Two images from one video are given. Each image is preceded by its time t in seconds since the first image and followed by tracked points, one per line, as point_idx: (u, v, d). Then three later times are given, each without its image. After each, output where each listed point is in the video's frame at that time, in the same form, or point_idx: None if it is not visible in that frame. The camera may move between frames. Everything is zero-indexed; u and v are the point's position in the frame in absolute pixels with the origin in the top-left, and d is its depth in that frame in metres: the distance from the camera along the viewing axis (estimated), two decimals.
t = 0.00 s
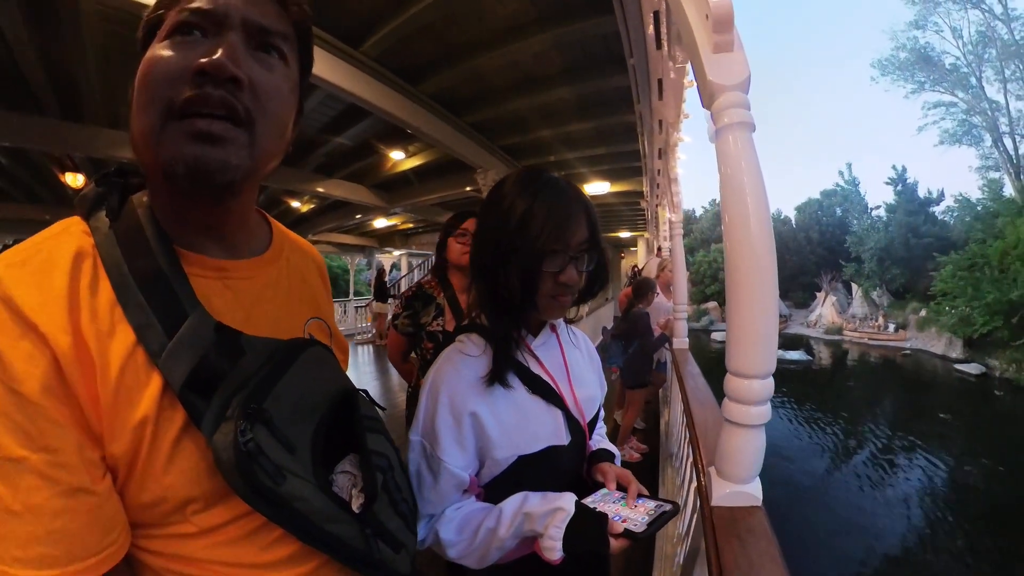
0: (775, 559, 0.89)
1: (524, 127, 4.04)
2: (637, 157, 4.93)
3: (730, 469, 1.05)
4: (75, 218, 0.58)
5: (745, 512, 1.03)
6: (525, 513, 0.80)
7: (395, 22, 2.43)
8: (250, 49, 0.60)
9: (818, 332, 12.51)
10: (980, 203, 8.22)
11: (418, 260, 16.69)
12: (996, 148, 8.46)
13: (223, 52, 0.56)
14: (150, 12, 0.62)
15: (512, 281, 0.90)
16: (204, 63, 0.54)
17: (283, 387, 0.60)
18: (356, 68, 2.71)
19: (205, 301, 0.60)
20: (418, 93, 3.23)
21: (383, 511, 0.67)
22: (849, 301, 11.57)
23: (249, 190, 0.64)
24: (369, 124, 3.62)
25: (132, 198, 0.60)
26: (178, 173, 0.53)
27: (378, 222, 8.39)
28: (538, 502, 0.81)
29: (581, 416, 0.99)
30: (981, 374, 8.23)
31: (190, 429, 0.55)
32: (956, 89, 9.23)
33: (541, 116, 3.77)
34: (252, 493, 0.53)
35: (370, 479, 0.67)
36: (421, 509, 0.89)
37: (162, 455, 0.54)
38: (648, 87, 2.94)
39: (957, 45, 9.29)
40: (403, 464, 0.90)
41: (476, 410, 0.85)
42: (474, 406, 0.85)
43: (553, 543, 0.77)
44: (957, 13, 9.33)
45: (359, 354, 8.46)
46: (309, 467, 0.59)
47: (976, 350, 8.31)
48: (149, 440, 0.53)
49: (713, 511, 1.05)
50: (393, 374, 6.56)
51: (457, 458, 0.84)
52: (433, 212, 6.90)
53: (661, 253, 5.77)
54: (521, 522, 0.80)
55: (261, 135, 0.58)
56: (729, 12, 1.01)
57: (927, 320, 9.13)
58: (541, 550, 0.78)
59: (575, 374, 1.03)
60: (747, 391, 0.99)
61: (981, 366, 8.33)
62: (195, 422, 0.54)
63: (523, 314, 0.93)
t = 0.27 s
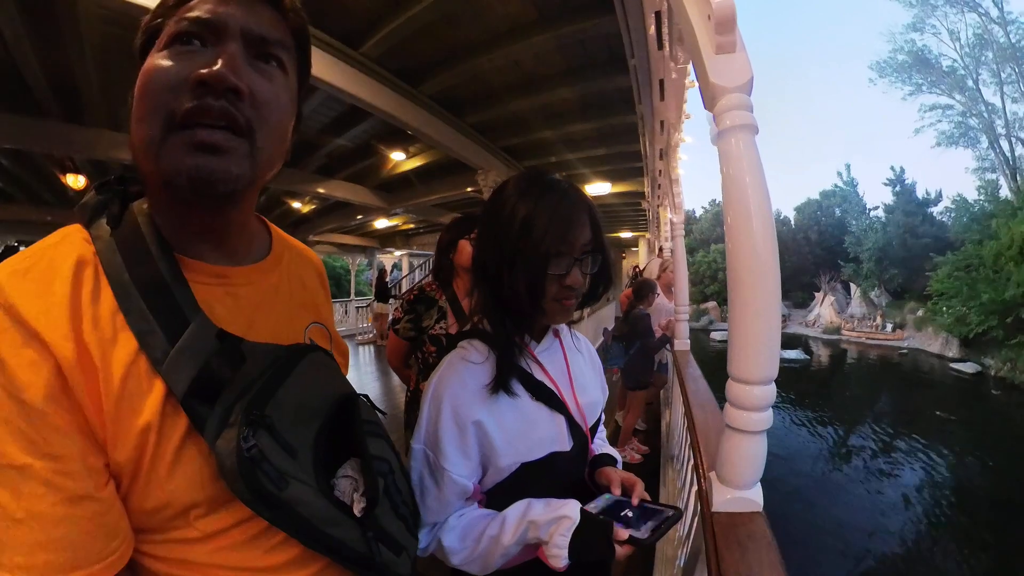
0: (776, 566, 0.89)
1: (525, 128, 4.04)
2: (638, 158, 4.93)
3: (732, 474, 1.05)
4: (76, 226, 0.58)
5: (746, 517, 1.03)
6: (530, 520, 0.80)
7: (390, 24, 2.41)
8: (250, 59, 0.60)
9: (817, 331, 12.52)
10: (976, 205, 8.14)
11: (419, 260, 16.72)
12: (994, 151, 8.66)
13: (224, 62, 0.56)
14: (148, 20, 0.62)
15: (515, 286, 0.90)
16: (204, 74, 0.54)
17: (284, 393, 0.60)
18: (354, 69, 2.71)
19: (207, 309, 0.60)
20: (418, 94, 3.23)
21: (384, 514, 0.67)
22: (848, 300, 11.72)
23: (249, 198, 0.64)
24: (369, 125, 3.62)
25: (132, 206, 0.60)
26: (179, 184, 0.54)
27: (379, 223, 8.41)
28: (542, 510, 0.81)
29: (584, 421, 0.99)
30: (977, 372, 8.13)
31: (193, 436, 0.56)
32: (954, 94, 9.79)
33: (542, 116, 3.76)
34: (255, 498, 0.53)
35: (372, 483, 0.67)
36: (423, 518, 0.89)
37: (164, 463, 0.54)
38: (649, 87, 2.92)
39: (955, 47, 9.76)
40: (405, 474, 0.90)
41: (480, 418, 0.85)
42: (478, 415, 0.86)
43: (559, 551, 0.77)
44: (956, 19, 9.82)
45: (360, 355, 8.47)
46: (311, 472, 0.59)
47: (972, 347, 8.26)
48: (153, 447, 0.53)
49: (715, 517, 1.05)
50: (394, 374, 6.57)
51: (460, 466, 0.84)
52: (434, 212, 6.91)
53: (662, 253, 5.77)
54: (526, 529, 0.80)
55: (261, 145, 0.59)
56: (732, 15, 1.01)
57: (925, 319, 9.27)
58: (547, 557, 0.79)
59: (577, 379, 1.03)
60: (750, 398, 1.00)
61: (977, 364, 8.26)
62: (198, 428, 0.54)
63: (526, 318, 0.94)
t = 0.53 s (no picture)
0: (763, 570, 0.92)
1: (524, 131, 4.05)
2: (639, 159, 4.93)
3: (725, 480, 1.07)
4: (85, 245, 0.60)
5: (736, 522, 1.06)
6: (526, 525, 0.82)
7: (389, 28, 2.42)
8: (255, 86, 0.63)
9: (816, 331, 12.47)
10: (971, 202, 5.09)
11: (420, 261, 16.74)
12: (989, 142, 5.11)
13: (232, 92, 0.59)
14: (152, 40, 0.63)
15: (514, 298, 0.92)
16: (214, 104, 0.57)
17: (289, 403, 0.63)
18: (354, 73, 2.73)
19: (213, 322, 0.63)
20: (417, 98, 3.23)
21: (384, 516, 0.69)
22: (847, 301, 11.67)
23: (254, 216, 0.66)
24: (369, 128, 3.63)
25: (140, 224, 0.62)
26: (193, 210, 0.57)
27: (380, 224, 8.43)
28: (537, 514, 0.83)
29: (580, 427, 1.02)
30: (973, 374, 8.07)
31: (204, 445, 0.58)
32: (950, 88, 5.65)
33: (543, 118, 3.77)
34: (264, 503, 0.56)
35: (373, 488, 0.70)
36: (423, 520, 0.91)
37: (177, 470, 0.56)
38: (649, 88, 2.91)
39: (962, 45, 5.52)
40: (405, 478, 0.93)
41: (478, 426, 0.88)
42: (475, 422, 0.88)
43: (554, 554, 0.79)
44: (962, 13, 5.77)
45: (361, 355, 8.51)
46: (315, 477, 0.62)
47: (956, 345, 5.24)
48: (167, 457, 0.56)
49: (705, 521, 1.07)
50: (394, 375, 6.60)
51: (458, 471, 0.87)
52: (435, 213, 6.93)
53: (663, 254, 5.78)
54: (522, 533, 0.82)
55: (269, 169, 0.61)
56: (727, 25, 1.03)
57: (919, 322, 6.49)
58: (542, 560, 0.81)
59: (574, 387, 1.05)
60: (741, 406, 1.02)
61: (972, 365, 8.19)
62: (210, 439, 0.56)
63: (525, 330, 0.95)
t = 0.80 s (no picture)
0: None
1: (524, 138, 4.08)
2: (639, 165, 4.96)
3: (714, 498, 1.23)
4: (91, 288, 0.64)
5: (723, 538, 1.23)
6: (524, 547, 0.86)
7: (387, 41, 2.44)
8: (249, 135, 0.66)
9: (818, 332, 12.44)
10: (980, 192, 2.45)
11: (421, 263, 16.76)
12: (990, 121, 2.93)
13: (227, 147, 0.62)
14: (138, 87, 0.66)
15: (509, 327, 0.96)
16: (211, 162, 0.60)
17: (296, 432, 0.66)
18: (353, 85, 2.75)
19: (221, 360, 0.68)
20: (416, 107, 3.27)
21: (388, 533, 0.72)
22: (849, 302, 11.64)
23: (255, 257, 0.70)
24: (369, 137, 3.66)
25: (144, 268, 0.66)
26: (201, 263, 0.61)
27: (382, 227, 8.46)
28: (534, 536, 0.87)
29: (577, 448, 1.06)
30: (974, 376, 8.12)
31: (220, 475, 0.62)
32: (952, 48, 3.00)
33: (541, 125, 3.80)
34: (276, 525, 0.60)
35: (374, 508, 0.73)
36: (423, 535, 0.96)
37: (197, 498, 0.61)
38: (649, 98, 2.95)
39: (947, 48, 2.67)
40: (406, 496, 0.97)
41: (474, 450, 0.93)
42: (472, 446, 0.93)
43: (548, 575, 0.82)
44: None
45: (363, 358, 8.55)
46: (322, 500, 0.65)
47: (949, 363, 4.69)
48: (185, 488, 0.60)
49: (695, 534, 1.25)
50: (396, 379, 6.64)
51: (456, 492, 0.92)
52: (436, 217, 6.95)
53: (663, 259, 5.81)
54: (520, 554, 0.85)
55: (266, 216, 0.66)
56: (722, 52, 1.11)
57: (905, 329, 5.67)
58: None
59: (571, 408, 1.09)
60: (731, 431, 1.16)
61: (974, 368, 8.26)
62: (224, 470, 0.60)
63: (520, 353, 0.98)
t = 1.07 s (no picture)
0: None
1: (523, 141, 4.11)
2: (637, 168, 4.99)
3: (706, 508, 1.26)
4: (92, 306, 0.67)
5: (714, 546, 1.26)
6: (519, 557, 0.88)
7: (384, 46, 2.46)
8: (238, 161, 0.69)
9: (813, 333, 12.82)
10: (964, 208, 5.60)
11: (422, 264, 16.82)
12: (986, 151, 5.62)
13: (218, 176, 0.65)
14: (130, 115, 0.69)
15: (504, 338, 0.99)
16: (203, 192, 0.63)
17: (292, 441, 0.69)
18: (351, 91, 2.77)
19: (219, 375, 0.71)
20: (415, 112, 3.29)
21: (380, 536, 0.75)
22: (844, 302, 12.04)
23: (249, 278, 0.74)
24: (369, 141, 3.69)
25: (142, 288, 0.69)
26: (197, 287, 0.65)
27: (382, 229, 8.49)
28: (529, 547, 0.89)
29: (572, 458, 1.08)
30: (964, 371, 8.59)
31: (220, 484, 0.65)
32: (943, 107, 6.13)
33: (539, 128, 3.82)
34: (275, 531, 0.62)
35: (368, 513, 0.75)
36: (418, 540, 0.98)
37: (199, 504, 0.64)
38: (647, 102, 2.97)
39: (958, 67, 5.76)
40: (401, 503, 1.00)
41: (467, 460, 0.94)
42: (465, 457, 0.94)
43: None
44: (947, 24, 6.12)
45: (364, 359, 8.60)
46: (317, 505, 0.68)
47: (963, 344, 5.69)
48: (187, 497, 0.63)
49: (688, 543, 1.28)
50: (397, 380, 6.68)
51: (450, 501, 0.94)
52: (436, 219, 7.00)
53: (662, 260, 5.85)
54: (515, 564, 0.88)
55: (257, 238, 0.70)
56: (715, 59, 1.13)
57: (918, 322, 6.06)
58: None
59: (565, 418, 1.11)
60: (722, 442, 1.20)
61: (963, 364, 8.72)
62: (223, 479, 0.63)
63: (513, 364, 1.01)
